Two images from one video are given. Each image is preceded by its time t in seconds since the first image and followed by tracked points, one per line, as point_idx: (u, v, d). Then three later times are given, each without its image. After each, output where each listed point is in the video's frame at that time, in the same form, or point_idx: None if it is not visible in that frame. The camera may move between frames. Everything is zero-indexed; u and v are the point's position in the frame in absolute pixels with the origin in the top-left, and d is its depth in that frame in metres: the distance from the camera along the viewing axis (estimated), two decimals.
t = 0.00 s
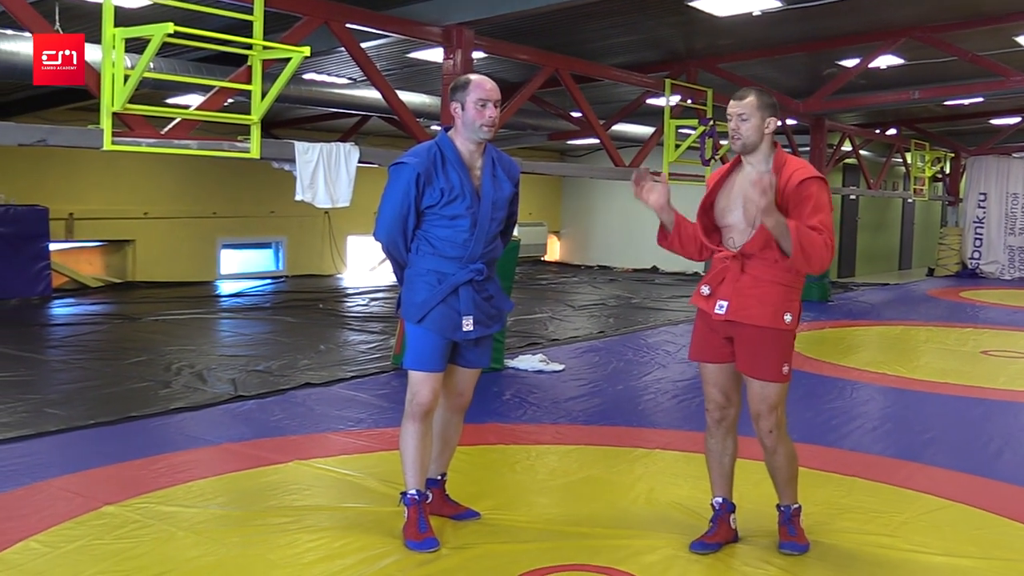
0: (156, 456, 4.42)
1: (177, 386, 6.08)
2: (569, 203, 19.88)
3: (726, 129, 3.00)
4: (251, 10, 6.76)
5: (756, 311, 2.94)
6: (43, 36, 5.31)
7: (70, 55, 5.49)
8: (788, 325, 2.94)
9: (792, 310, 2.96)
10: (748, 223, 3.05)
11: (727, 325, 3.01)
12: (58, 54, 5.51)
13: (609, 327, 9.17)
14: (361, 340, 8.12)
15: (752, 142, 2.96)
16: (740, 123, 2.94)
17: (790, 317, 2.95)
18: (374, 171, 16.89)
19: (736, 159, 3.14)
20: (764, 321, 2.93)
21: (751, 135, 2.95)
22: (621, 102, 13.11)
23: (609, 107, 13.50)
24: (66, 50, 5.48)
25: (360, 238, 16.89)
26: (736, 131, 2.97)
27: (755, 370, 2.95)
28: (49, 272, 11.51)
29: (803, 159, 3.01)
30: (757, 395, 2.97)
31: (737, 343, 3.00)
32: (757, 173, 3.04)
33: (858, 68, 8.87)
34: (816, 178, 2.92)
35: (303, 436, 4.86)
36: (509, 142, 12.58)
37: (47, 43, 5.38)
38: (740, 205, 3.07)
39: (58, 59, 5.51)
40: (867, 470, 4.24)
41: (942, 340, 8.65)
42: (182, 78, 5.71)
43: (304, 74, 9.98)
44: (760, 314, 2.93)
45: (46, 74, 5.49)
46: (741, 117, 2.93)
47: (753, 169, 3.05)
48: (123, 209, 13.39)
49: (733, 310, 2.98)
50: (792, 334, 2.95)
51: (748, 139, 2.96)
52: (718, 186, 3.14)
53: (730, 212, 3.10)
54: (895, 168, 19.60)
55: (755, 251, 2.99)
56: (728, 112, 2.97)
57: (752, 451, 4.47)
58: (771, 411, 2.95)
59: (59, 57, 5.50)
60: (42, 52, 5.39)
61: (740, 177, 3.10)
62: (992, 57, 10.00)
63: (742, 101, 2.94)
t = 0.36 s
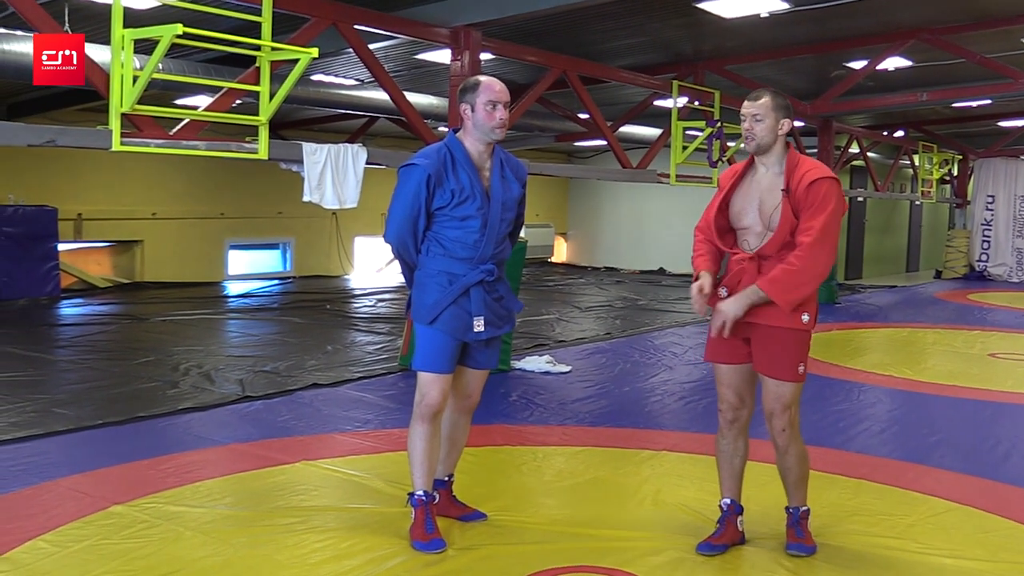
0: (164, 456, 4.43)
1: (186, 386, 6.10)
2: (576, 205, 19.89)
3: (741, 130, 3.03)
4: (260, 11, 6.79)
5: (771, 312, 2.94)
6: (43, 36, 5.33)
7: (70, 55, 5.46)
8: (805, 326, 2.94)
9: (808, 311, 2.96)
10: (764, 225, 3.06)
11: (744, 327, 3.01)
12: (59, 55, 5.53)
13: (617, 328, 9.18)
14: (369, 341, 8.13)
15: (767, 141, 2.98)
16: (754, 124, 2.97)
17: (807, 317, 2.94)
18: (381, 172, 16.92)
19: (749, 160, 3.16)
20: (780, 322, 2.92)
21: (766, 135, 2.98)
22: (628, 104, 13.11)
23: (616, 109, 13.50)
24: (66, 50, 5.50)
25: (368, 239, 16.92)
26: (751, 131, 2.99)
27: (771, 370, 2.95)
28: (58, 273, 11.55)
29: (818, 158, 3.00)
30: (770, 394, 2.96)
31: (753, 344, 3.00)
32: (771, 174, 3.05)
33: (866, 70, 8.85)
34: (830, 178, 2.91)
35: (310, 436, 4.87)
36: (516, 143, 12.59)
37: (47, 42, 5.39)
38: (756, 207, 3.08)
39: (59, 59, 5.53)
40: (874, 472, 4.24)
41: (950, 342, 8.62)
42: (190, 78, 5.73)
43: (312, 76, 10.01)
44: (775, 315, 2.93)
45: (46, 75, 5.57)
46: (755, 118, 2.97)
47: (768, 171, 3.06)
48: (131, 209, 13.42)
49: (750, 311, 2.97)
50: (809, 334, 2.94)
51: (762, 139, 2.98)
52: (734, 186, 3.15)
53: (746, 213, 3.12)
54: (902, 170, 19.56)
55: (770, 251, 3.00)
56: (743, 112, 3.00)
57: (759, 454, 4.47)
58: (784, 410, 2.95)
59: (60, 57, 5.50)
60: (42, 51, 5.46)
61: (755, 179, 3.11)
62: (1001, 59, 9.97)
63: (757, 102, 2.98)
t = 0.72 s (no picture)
0: (169, 459, 4.44)
1: (191, 389, 6.11)
2: (580, 206, 19.89)
3: (749, 118, 3.03)
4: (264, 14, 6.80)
5: (776, 313, 2.94)
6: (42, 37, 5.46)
7: (69, 55, 5.51)
8: (809, 325, 2.93)
9: (813, 310, 2.95)
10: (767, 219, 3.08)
11: (748, 330, 3.01)
12: (59, 55, 5.60)
13: (621, 330, 9.18)
14: (374, 343, 8.14)
15: (773, 131, 3.00)
16: (764, 113, 2.97)
17: (811, 315, 2.94)
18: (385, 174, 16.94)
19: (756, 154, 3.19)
20: (785, 323, 2.92)
21: (773, 125, 2.99)
22: (632, 106, 13.12)
23: (620, 110, 13.51)
24: (67, 50, 5.53)
25: (372, 241, 16.95)
26: (759, 119, 3.00)
27: (776, 371, 2.95)
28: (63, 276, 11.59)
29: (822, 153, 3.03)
30: (777, 393, 2.97)
31: (759, 346, 3.00)
32: (772, 168, 3.09)
33: (869, 70, 8.85)
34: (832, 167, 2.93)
35: (315, 438, 4.88)
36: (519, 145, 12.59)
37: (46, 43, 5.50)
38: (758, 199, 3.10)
39: (59, 59, 5.59)
40: (879, 473, 4.23)
41: (954, 342, 8.61)
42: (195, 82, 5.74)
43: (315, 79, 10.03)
44: (780, 316, 2.93)
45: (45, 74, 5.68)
46: (765, 107, 2.96)
47: (772, 164, 3.09)
48: (135, 213, 13.45)
49: (754, 314, 2.97)
50: (813, 334, 2.94)
51: (769, 128, 2.99)
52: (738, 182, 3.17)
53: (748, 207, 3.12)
54: (907, 170, 19.53)
55: (771, 251, 3.00)
56: (754, 101, 3.00)
57: (763, 454, 4.46)
58: (789, 409, 2.95)
59: (59, 57, 5.58)
60: (42, 51, 5.58)
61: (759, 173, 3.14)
62: (1005, 59, 9.95)
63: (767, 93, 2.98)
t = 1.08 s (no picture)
0: (172, 463, 4.44)
1: (193, 393, 6.12)
2: (581, 209, 19.89)
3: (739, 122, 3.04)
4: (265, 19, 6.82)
5: (770, 316, 2.94)
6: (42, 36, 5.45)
7: (69, 55, 5.56)
8: (802, 329, 2.93)
9: (806, 314, 2.96)
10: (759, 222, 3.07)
11: (742, 333, 3.00)
12: (59, 55, 5.62)
13: (622, 333, 9.18)
14: (375, 347, 8.14)
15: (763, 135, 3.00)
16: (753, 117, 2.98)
17: (804, 319, 2.94)
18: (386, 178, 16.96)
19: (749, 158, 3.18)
20: (779, 326, 2.92)
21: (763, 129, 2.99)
22: (633, 109, 13.13)
23: (621, 113, 13.52)
24: (66, 50, 5.57)
25: (373, 245, 16.96)
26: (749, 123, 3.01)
27: (771, 375, 2.95)
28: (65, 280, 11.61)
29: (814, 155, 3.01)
30: (772, 398, 2.97)
31: (753, 349, 3.00)
32: (764, 173, 3.08)
33: (870, 72, 8.85)
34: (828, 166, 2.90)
35: (317, 442, 4.88)
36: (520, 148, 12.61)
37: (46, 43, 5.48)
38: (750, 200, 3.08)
39: (59, 59, 5.60)
40: (880, 475, 4.23)
41: (956, 345, 8.61)
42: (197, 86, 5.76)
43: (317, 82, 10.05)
44: (774, 319, 2.93)
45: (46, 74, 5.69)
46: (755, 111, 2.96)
47: (764, 167, 3.09)
48: (137, 217, 13.47)
49: (748, 317, 2.97)
50: (806, 338, 2.94)
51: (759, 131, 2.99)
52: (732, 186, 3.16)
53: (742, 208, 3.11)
54: (908, 172, 19.53)
55: (764, 254, 3.00)
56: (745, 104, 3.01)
57: (764, 457, 4.46)
58: (785, 414, 2.95)
59: (59, 57, 5.59)
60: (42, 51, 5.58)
61: (752, 176, 3.13)
62: (1005, 61, 9.95)
63: (760, 97, 2.98)
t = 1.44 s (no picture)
0: (172, 469, 4.44)
1: (193, 399, 6.11)
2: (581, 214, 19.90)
3: (721, 132, 3.05)
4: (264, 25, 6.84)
5: (767, 322, 2.94)
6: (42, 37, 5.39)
7: (70, 54, 5.50)
8: (801, 333, 2.93)
9: (804, 318, 2.95)
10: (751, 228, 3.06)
11: (741, 340, 3.00)
12: (59, 55, 5.56)
13: (622, 337, 9.17)
14: (375, 352, 8.14)
15: (745, 144, 3.00)
16: (734, 125, 2.99)
17: (803, 324, 2.94)
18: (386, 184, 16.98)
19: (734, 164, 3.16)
20: (777, 332, 2.92)
21: (744, 137, 2.99)
22: (632, 113, 13.15)
23: (620, 117, 13.53)
24: (66, 50, 5.52)
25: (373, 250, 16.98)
26: (730, 133, 3.01)
27: (771, 381, 2.94)
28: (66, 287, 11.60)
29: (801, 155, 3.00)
30: (770, 404, 2.96)
31: (751, 353, 2.99)
32: (753, 177, 3.06)
33: (869, 75, 8.85)
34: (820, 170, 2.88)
35: (317, 448, 4.88)
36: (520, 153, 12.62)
37: (47, 43, 5.44)
38: (742, 208, 3.08)
39: (59, 59, 5.54)
40: (882, 478, 4.22)
41: (956, 347, 8.59)
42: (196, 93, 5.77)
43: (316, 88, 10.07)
44: (771, 325, 2.93)
45: (46, 74, 5.65)
46: (735, 120, 2.99)
47: (751, 173, 3.06)
48: (137, 223, 13.48)
49: (745, 324, 2.97)
50: (805, 341, 2.94)
51: (740, 140, 2.99)
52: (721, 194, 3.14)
53: (734, 217, 3.10)
54: (907, 175, 19.55)
55: (760, 261, 3.00)
56: (725, 114, 3.02)
57: (765, 460, 4.45)
58: (783, 420, 2.95)
59: (60, 57, 5.53)
60: (42, 51, 5.53)
61: (738, 182, 3.12)
62: (1004, 63, 9.95)
63: (738, 105, 3.00)
